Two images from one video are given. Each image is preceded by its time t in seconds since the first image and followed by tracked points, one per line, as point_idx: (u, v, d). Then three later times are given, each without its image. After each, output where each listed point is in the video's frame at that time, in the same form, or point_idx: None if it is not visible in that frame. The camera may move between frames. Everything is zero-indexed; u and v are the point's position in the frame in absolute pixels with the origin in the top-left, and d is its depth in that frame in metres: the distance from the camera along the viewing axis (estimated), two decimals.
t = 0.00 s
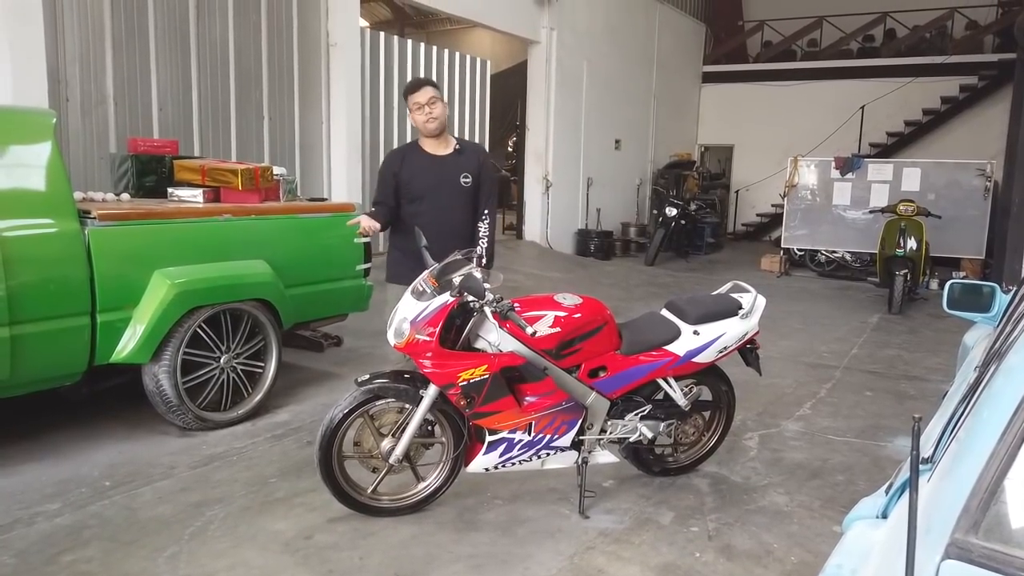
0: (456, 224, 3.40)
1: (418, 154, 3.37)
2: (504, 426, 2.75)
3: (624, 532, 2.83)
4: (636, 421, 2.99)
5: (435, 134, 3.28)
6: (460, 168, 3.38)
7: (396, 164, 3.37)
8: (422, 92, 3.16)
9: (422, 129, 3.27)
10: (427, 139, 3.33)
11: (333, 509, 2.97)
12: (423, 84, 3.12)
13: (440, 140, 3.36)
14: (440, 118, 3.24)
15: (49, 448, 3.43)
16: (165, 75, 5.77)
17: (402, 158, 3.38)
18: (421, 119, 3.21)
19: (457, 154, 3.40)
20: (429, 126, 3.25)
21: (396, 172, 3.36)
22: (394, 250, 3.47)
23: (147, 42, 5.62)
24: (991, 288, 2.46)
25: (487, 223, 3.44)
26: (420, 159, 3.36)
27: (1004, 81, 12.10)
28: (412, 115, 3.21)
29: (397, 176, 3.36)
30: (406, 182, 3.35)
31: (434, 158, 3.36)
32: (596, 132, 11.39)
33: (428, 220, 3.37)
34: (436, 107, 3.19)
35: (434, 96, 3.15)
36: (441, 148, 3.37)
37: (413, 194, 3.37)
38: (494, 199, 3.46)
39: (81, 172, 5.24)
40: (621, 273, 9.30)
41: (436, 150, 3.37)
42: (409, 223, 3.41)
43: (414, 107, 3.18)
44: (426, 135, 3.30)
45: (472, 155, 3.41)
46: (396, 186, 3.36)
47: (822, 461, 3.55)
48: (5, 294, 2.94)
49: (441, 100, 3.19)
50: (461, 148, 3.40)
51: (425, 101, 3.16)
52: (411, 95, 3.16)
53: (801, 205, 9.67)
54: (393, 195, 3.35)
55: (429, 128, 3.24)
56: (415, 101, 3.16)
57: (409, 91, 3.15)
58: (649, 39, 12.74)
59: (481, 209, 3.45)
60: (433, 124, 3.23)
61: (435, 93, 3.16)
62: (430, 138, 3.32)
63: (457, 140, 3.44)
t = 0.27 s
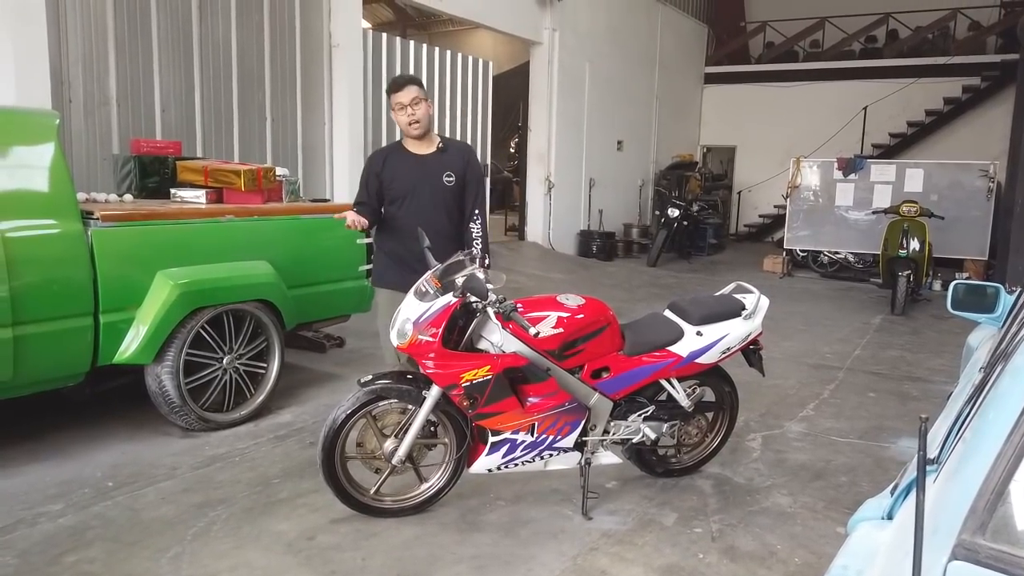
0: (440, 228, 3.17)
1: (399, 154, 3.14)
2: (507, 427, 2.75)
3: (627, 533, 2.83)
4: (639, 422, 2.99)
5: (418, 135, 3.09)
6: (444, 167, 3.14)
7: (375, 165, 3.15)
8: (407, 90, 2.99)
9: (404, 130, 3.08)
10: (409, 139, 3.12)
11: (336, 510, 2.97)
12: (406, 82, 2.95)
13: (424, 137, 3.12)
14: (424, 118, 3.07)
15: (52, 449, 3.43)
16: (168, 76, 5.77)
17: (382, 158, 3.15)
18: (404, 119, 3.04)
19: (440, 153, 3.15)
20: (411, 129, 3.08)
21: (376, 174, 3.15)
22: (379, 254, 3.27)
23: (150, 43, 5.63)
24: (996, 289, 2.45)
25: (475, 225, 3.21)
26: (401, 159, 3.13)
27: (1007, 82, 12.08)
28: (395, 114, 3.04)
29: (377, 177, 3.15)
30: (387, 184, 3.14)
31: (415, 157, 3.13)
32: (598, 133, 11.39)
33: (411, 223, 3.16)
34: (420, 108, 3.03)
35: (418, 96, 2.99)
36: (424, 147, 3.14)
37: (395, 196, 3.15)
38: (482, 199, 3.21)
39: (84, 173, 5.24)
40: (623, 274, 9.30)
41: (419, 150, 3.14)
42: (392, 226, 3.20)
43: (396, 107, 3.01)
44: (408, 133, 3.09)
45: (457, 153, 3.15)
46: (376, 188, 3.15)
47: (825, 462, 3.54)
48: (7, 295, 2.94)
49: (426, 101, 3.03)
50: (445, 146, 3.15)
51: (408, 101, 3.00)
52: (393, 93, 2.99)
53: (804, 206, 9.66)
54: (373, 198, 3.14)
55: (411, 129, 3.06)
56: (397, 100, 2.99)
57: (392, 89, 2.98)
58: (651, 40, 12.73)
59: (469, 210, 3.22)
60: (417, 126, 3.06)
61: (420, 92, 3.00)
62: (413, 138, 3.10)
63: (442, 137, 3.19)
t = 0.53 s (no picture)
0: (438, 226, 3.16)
1: (397, 152, 3.13)
2: (511, 428, 2.75)
3: (631, 534, 2.83)
4: (643, 423, 2.98)
5: (419, 138, 3.09)
6: (442, 166, 3.14)
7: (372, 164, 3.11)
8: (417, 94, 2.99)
9: (405, 131, 3.08)
10: (410, 139, 3.11)
11: (340, 510, 2.97)
12: (417, 87, 2.95)
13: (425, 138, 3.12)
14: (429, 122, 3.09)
15: (57, 449, 3.44)
16: (172, 77, 5.79)
17: (379, 157, 3.12)
18: (410, 123, 3.04)
19: (437, 152, 3.15)
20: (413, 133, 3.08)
21: (374, 173, 3.11)
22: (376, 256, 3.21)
23: (155, 45, 5.65)
24: (1001, 289, 2.45)
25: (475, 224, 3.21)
26: (399, 157, 3.12)
27: (1011, 82, 12.06)
28: (401, 117, 3.03)
29: (374, 177, 3.11)
30: (385, 183, 3.11)
31: (413, 156, 3.13)
32: (601, 133, 11.39)
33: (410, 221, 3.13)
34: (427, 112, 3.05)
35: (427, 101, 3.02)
36: (422, 146, 3.14)
37: (392, 195, 3.12)
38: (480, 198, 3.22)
39: (88, 174, 5.25)
40: (627, 274, 9.30)
41: (416, 149, 3.13)
42: (390, 227, 3.16)
43: (404, 110, 3.00)
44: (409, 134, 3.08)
45: (454, 152, 3.17)
46: (374, 188, 3.11)
47: (830, 463, 3.53)
48: (12, 296, 2.95)
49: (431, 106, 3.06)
50: (442, 145, 3.16)
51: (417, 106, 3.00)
52: (400, 94, 2.98)
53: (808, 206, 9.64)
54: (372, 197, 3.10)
55: (415, 132, 3.06)
56: (406, 104, 2.98)
57: (401, 92, 2.97)
58: (654, 40, 12.73)
59: (466, 209, 3.22)
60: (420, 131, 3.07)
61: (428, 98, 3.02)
62: (414, 139, 3.10)
63: (438, 137, 3.21)
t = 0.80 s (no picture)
0: (444, 228, 3.17)
1: (403, 153, 3.12)
2: (516, 428, 2.75)
3: (637, 534, 2.82)
4: (649, 424, 2.98)
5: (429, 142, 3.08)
6: (448, 168, 3.14)
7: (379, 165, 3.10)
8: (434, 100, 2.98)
9: (416, 133, 3.05)
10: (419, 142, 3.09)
11: (345, 511, 2.97)
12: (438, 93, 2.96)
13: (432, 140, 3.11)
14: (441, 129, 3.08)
15: (63, 450, 3.45)
16: (177, 80, 5.80)
17: (385, 156, 3.10)
18: (423, 128, 3.02)
19: (443, 153, 3.15)
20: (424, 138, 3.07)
21: (381, 173, 3.10)
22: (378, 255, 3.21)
23: (159, 48, 5.66)
24: (1007, 288, 2.43)
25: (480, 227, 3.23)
26: (405, 157, 3.11)
27: (1017, 81, 12.01)
28: (415, 121, 3.01)
29: (380, 175, 3.10)
30: (391, 184, 3.10)
31: (419, 157, 3.12)
32: (605, 134, 11.38)
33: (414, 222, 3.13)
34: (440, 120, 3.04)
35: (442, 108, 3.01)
36: (428, 147, 3.12)
37: (398, 195, 3.12)
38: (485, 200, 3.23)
39: (94, 176, 5.27)
40: (631, 275, 9.29)
41: (423, 150, 3.12)
42: (393, 226, 3.16)
43: (423, 113, 2.98)
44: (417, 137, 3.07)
45: (460, 154, 3.17)
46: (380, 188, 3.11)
47: (836, 463, 3.52)
48: (19, 298, 2.96)
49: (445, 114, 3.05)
50: (448, 146, 3.16)
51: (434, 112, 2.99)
52: (417, 98, 2.96)
53: (813, 206, 9.61)
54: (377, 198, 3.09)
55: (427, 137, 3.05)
56: (423, 108, 2.97)
57: (420, 97, 2.95)
58: (658, 41, 12.72)
59: (471, 211, 3.23)
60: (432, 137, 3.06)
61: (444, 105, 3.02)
62: (423, 142, 3.08)
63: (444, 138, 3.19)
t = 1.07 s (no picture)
0: (449, 230, 3.20)
1: (412, 154, 3.11)
2: (519, 429, 2.75)
3: (640, 535, 2.82)
4: (652, 424, 2.97)
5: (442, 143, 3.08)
6: (455, 171, 3.19)
7: (388, 165, 3.09)
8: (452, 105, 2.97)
9: (430, 135, 3.04)
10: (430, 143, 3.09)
11: (349, 512, 2.97)
12: (458, 98, 2.95)
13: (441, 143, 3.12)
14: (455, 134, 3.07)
15: (67, 451, 3.46)
16: (180, 81, 5.81)
17: (394, 158, 3.09)
18: (438, 130, 3.01)
19: (450, 157, 3.19)
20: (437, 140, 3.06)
21: (390, 173, 3.08)
22: (382, 257, 3.19)
23: (162, 49, 5.67)
24: (1012, 288, 2.42)
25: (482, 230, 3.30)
26: (414, 160, 3.11)
27: (1020, 80, 11.99)
28: (431, 122, 2.99)
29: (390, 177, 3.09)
30: (400, 184, 3.09)
31: (428, 159, 3.13)
32: (608, 134, 11.37)
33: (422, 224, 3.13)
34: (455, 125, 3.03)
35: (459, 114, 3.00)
36: (436, 150, 3.14)
37: (407, 196, 3.11)
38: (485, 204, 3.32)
39: (97, 178, 5.28)
40: (634, 275, 9.29)
41: (431, 152, 3.13)
42: (399, 228, 3.14)
43: (440, 116, 2.97)
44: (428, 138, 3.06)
45: (466, 158, 3.23)
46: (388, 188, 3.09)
47: (839, 464, 3.52)
48: (23, 300, 2.96)
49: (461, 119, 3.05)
50: (454, 150, 3.20)
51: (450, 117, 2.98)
52: (436, 100, 2.94)
53: (816, 206, 9.60)
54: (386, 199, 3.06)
55: (440, 139, 3.04)
56: (440, 112, 2.95)
57: (439, 99, 2.93)
58: (660, 41, 12.71)
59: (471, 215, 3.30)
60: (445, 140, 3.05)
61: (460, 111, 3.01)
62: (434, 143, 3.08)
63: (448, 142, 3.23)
